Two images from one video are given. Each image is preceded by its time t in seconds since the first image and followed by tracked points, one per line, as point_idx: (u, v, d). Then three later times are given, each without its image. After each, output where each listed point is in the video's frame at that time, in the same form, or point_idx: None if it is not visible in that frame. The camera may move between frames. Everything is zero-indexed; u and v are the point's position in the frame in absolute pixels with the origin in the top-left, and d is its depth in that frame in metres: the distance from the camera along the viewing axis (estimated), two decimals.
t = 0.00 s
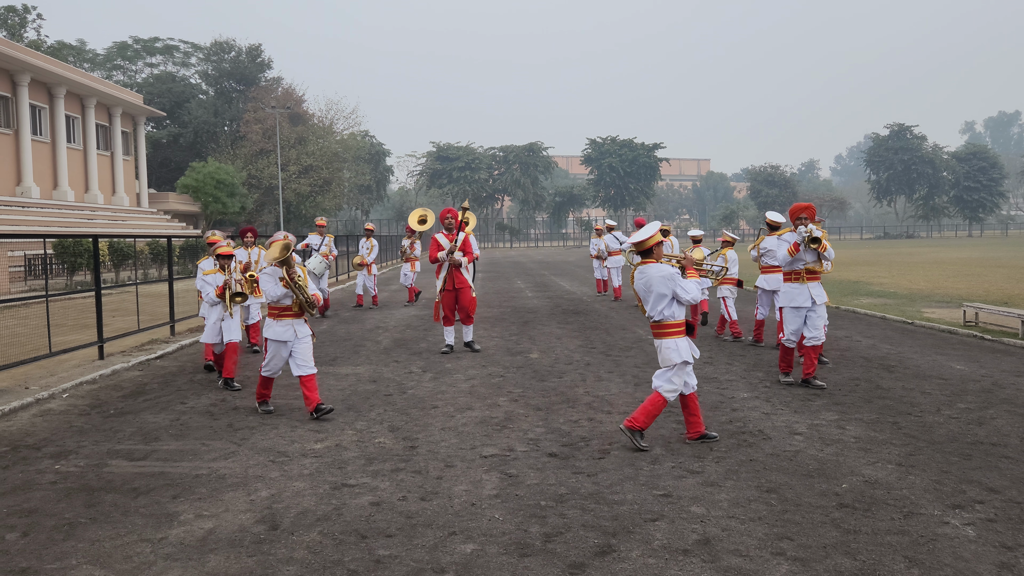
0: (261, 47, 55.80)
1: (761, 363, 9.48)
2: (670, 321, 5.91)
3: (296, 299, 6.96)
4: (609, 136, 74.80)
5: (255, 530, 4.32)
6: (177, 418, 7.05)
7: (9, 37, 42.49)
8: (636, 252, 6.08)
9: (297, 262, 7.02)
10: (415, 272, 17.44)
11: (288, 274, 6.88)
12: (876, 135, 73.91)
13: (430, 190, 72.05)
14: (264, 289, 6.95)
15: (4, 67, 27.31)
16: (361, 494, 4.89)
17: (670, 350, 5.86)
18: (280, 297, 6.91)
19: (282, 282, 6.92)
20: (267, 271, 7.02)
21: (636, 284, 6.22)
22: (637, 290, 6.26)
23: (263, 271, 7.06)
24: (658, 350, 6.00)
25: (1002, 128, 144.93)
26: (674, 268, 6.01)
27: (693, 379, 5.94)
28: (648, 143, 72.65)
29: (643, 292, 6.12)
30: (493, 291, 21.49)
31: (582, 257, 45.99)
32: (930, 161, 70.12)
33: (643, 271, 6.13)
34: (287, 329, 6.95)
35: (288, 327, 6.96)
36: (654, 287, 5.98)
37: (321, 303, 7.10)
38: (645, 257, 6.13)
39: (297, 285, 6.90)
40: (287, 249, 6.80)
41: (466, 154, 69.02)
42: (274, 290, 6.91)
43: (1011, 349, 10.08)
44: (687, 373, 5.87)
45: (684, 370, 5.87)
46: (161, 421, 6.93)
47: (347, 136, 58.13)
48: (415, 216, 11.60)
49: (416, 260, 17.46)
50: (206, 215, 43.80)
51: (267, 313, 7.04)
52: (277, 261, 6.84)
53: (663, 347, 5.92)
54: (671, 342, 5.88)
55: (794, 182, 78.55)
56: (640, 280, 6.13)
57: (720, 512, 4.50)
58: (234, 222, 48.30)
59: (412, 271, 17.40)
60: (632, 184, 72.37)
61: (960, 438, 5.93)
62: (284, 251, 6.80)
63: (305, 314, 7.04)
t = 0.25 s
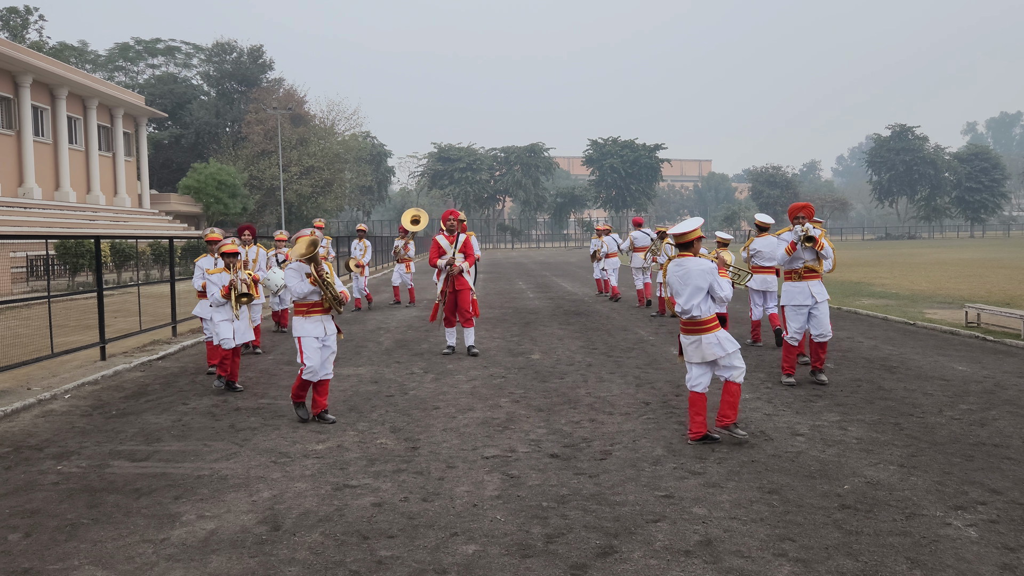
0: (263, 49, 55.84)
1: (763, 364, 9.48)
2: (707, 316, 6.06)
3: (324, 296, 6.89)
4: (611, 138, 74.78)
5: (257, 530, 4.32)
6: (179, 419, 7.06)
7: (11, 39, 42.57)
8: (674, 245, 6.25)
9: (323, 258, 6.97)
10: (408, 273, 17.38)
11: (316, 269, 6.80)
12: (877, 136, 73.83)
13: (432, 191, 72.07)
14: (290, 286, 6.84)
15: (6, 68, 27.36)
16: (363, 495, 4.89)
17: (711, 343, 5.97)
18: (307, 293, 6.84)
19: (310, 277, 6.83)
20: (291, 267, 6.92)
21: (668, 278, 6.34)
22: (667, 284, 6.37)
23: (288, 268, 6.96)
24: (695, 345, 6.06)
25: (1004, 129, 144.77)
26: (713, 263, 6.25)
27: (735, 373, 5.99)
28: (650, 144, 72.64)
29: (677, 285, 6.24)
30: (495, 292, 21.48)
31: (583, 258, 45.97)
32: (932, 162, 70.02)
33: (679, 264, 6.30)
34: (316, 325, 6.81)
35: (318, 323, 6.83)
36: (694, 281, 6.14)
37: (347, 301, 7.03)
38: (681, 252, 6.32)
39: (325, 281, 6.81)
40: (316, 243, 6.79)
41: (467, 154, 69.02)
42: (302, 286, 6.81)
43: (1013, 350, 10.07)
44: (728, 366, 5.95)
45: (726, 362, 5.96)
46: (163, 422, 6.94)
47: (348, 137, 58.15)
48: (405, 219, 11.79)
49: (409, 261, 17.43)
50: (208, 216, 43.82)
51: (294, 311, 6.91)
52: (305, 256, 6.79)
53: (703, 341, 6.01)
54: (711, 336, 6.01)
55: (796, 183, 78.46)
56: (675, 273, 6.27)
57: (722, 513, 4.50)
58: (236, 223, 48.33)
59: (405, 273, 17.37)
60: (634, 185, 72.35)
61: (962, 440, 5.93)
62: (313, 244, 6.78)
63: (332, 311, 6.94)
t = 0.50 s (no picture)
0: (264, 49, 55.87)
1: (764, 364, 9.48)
2: (744, 320, 6.06)
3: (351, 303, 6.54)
4: (612, 138, 74.76)
5: (258, 531, 4.33)
6: (180, 420, 7.07)
7: (13, 39, 42.62)
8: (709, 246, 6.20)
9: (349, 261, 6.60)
10: (401, 274, 17.23)
11: (341, 277, 6.44)
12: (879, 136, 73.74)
13: (433, 192, 72.09)
14: (314, 294, 6.51)
15: (7, 69, 27.39)
16: (364, 495, 4.89)
17: (746, 347, 5.98)
18: (333, 302, 6.51)
19: (335, 285, 6.49)
20: (314, 274, 6.58)
21: (703, 279, 6.27)
22: (701, 285, 6.30)
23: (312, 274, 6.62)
24: (728, 348, 6.03)
25: (1006, 129, 144.65)
26: (752, 267, 6.17)
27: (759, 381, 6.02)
28: (651, 144, 72.62)
29: (713, 287, 6.18)
30: (496, 292, 21.49)
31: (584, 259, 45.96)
32: (934, 163, 69.90)
33: (716, 266, 6.23)
34: (345, 334, 6.57)
35: (345, 332, 6.58)
36: (733, 283, 6.11)
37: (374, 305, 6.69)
38: (716, 254, 6.27)
39: (350, 287, 6.44)
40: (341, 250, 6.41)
41: (468, 155, 69.04)
42: (327, 295, 6.48)
43: (1015, 351, 10.05)
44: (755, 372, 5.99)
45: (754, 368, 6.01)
46: (164, 422, 6.94)
47: (350, 137, 58.19)
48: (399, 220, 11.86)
49: (401, 262, 17.26)
50: (209, 216, 43.86)
51: (320, 320, 6.63)
52: (329, 264, 6.45)
53: (737, 345, 6.00)
54: (746, 340, 6.02)
55: (798, 183, 78.39)
56: (711, 276, 6.20)
57: (723, 513, 4.50)
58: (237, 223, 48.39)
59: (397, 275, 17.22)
60: (635, 185, 72.34)
61: (963, 440, 5.92)
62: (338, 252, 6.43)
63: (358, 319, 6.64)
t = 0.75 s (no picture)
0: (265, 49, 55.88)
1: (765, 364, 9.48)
2: (769, 312, 6.18)
3: (377, 300, 6.38)
4: (613, 138, 74.74)
5: (259, 530, 4.33)
6: (181, 419, 7.07)
7: (15, 39, 42.68)
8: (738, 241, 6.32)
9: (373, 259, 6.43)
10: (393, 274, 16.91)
11: (367, 274, 6.29)
12: (880, 136, 73.67)
13: (434, 191, 72.11)
14: (340, 292, 6.34)
15: (9, 69, 27.41)
16: (365, 495, 4.89)
17: (772, 341, 6.04)
18: (360, 300, 6.33)
19: (362, 283, 6.34)
20: (340, 272, 6.42)
21: (733, 273, 6.37)
22: (730, 279, 6.41)
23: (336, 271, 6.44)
24: (755, 342, 6.11)
25: (1007, 129, 144.51)
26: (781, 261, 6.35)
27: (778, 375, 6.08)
28: (652, 144, 72.59)
29: (742, 281, 6.28)
30: (497, 292, 21.47)
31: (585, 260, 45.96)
32: (935, 163, 69.81)
33: (746, 261, 6.33)
34: (372, 332, 6.36)
35: (373, 330, 6.37)
36: (763, 277, 6.21)
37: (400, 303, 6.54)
38: (745, 248, 6.38)
39: (378, 284, 6.32)
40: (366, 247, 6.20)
41: (470, 155, 69.05)
42: (353, 293, 6.31)
43: (1016, 351, 10.04)
44: (775, 366, 6.02)
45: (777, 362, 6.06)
46: (166, 422, 6.95)
47: (351, 137, 58.22)
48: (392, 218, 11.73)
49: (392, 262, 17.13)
50: (210, 216, 43.88)
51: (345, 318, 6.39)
52: (352, 261, 6.22)
53: (764, 338, 6.07)
54: (772, 334, 6.09)
55: (799, 184, 78.36)
56: (740, 270, 6.31)
57: (723, 513, 4.50)
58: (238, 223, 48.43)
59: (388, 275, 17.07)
60: (636, 186, 72.35)
61: (964, 440, 5.92)
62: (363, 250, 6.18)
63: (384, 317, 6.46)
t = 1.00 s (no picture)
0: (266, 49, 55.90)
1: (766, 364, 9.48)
2: (788, 313, 6.28)
3: (406, 303, 6.27)
4: (614, 138, 74.71)
5: (260, 530, 4.33)
6: (183, 419, 7.07)
7: (16, 39, 42.71)
8: (757, 244, 6.39)
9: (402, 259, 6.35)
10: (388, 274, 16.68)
11: (400, 275, 6.19)
12: (881, 136, 73.59)
13: (435, 191, 72.09)
14: (369, 291, 6.21)
15: (11, 69, 27.42)
16: (366, 495, 4.89)
17: (791, 342, 6.16)
18: (391, 302, 6.22)
19: (393, 283, 6.25)
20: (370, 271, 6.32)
21: (756, 275, 6.43)
22: (752, 280, 6.46)
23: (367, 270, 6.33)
24: (774, 342, 6.22)
25: (1008, 129, 144.39)
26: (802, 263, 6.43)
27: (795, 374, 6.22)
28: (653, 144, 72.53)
29: (765, 284, 6.35)
30: (498, 292, 21.46)
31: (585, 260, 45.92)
32: (936, 163, 69.72)
33: (769, 264, 6.41)
34: (398, 336, 6.25)
35: (399, 333, 6.26)
36: (786, 280, 6.27)
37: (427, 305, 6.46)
38: (767, 251, 6.46)
39: (410, 286, 6.24)
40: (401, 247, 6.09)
41: (470, 155, 69.05)
42: (383, 293, 6.20)
43: (1017, 352, 10.03)
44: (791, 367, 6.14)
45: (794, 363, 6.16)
46: (167, 422, 6.95)
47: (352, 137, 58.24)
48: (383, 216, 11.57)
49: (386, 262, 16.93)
50: (211, 216, 43.90)
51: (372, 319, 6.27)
52: (387, 260, 6.10)
53: (783, 338, 6.18)
54: (790, 335, 6.23)
55: (800, 184, 78.30)
56: (764, 272, 6.38)
57: (724, 513, 4.50)
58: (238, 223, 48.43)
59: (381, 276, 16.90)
60: (636, 186, 72.33)
61: (965, 441, 5.91)
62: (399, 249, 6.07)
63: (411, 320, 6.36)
